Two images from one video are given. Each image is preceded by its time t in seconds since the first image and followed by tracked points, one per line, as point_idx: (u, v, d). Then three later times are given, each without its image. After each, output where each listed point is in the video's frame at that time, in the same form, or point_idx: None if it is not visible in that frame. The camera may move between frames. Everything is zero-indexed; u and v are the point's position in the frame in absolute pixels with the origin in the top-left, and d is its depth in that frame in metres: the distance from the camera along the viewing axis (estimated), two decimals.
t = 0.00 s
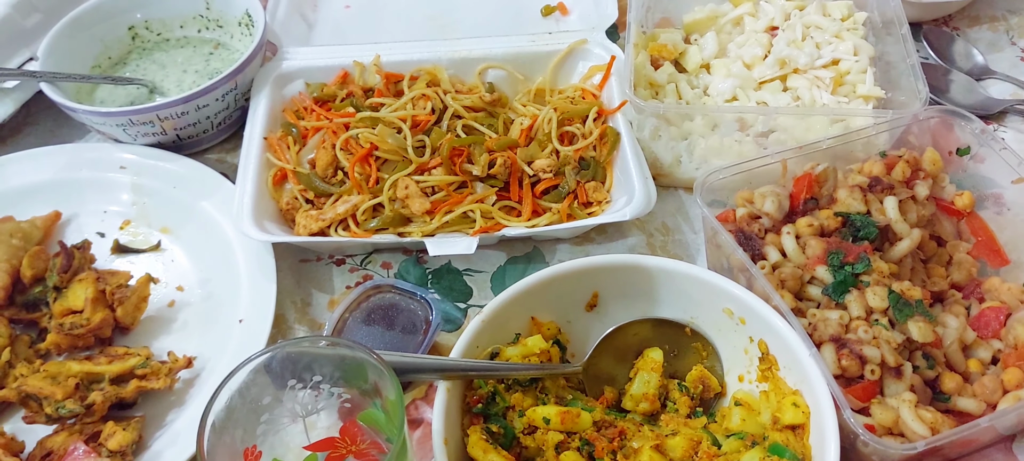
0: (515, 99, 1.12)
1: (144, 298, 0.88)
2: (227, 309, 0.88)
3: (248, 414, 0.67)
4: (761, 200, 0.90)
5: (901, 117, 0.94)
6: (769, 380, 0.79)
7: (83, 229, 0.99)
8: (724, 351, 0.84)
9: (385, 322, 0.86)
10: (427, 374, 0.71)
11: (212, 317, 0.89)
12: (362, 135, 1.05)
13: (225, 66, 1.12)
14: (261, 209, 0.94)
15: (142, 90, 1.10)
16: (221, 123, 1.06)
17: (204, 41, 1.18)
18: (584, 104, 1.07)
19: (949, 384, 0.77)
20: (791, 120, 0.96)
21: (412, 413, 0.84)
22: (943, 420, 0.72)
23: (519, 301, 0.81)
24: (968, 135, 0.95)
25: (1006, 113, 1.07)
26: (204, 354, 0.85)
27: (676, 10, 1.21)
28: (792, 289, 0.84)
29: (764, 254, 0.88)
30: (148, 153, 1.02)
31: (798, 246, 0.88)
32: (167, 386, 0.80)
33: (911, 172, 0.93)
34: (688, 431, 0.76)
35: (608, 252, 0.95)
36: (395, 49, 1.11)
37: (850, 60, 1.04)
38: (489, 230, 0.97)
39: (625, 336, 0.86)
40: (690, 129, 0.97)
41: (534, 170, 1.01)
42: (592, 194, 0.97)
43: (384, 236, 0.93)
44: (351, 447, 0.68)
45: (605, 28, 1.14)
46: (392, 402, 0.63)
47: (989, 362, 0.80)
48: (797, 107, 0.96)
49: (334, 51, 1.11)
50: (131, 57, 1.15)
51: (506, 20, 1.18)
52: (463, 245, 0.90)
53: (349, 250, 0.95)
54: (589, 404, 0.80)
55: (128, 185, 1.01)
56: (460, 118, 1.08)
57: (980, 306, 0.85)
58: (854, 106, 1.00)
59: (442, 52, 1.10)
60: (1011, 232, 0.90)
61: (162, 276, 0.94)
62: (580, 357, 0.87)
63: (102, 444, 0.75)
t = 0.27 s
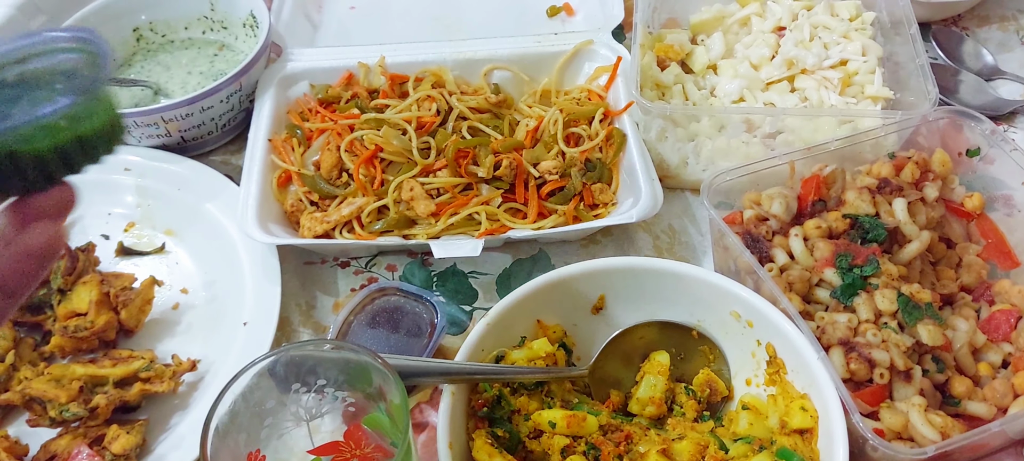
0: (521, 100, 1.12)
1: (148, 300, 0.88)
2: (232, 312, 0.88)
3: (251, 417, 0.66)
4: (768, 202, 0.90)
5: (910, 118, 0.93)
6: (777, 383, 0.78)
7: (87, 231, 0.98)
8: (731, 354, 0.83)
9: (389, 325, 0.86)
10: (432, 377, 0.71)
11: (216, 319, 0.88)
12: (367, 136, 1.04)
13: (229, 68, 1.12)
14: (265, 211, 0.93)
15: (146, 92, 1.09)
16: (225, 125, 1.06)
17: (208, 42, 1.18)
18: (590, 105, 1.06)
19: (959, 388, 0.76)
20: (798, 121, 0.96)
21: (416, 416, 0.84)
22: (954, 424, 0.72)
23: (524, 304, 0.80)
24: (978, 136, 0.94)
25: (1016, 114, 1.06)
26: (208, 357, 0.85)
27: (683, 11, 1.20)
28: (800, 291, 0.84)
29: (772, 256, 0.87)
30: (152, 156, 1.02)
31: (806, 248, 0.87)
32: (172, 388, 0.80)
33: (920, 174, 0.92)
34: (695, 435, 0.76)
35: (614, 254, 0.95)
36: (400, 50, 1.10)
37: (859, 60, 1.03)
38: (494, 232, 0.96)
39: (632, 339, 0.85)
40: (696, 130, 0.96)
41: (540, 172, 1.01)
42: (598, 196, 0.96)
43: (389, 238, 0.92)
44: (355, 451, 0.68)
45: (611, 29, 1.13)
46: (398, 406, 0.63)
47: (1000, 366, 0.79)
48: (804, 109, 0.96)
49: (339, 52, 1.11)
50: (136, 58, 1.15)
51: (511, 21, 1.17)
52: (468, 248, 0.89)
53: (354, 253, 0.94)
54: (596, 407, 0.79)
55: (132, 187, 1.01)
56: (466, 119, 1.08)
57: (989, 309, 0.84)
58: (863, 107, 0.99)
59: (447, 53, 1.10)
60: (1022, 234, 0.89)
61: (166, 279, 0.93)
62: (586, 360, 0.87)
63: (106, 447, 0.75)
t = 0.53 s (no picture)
0: (539, 100, 1.11)
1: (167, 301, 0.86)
2: (250, 313, 0.86)
3: (275, 423, 0.65)
4: (795, 202, 0.88)
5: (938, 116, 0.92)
6: (807, 387, 0.76)
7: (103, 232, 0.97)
8: (758, 357, 0.82)
9: (410, 327, 0.85)
10: (457, 381, 0.69)
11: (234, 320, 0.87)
12: (386, 136, 1.03)
13: (244, 67, 1.11)
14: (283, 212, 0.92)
15: (161, 92, 1.08)
16: (241, 125, 1.05)
17: (223, 42, 1.17)
18: (610, 104, 1.05)
19: (993, 392, 0.74)
20: (823, 119, 0.94)
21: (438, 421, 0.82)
22: (990, 430, 0.70)
23: (548, 306, 0.79)
24: (1007, 135, 0.93)
25: None
26: (228, 359, 0.83)
27: (702, 8, 1.18)
28: (829, 294, 0.82)
29: (799, 257, 0.85)
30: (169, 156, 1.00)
31: (835, 249, 0.85)
32: (192, 391, 0.78)
33: (949, 173, 0.90)
34: (724, 440, 0.74)
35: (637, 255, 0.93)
36: (416, 49, 1.09)
37: (883, 58, 1.01)
38: (514, 233, 0.95)
39: (656, 342, 0.84)
40: (718, 129, 0.95)
41: (560, 173, 1.00)
42: (620, 196, 0.95)
43: (409, 240, 0.91)
44: (381, 455, 0.66)
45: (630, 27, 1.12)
46: (423, 409, 0.63)
47: None
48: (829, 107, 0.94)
49: (355, 51, 1.10)
50: (151, 58, 1.14)
51: (528, 19, 1.16)
52: (489, 249, 0.88)
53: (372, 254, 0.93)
54: (621, 411, 0.78)
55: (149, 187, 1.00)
56: (484, 119, 1.06)
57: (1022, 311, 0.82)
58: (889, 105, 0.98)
59: (465, 52, 1.08)
60: None
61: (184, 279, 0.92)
62: (609, 364, 0.85)
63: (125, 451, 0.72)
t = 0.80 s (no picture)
0: (544, 101, 1.09)
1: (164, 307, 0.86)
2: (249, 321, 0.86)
3: (276, 432, 0.63)
4: (805, 206, 0.87)
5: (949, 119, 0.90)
6: (817, 394, 0.75)
7: (101, 235, 0.96)
8: (768, 363, 0.80)
9: (412, 332, 0.82)
10: (463, 389, 0.68)
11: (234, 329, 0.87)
12: (388, 138, 1.02)
13: (244, 67, 1.09)
14: (284, 215, 0.90)
15: (159, 92, 1.07)
16: (241, 126, 1.03)
17: (222, 41, 1.15)
18: (616, 105, 1.03)
19: (1006, 399, 0.73)
20: (832, 122, 0.93)
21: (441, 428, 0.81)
22: (1005, 438, 0.68)
23: (554, 312, 0.77)
24: (1015, 137, 0.92)
25: None
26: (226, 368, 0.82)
27: (708, 8, 1.17)
28: (840, 299, 0.81)
29: (809, 262, 0.84)
30: (167, 158, 0.99)
31: (845, 253, 0.84)
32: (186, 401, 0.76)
33: (960, 175, 0.88)
34: (733, 447, 0.73)
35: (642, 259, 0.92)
36: (419, 48, 1.07)
37: (892, 58, 1.00)
38: (519, 237, 0.94)
39: (664, 347, 0.82)
40: (724, 131, 0.93)
41: (566, 175, 0.98)
42: (626, 199, 0.94)
43: (412, 243, 0.89)
44: None
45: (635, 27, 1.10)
46: (427, 416, 0.62)
47: None
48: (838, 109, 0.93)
49: (357, 51, 1.08)
50: (148, 58, 1.12)
51: (532, 19, 1.14)
52: (494, 253, 0.87)
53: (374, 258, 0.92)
54: (628, 419, 0.77)
55: (147, 190, 0.98)
56: (488, 120, 1.05)
57: None
58: (898, 107, 0.97)
59: (468, 51, 1.07)
60: None
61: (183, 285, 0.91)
62: (615, 370, 0.84)
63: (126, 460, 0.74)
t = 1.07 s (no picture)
0: (542, 96, 1.09)
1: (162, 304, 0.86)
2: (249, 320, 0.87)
3: (273, 428, 0.62)
4: (804, 201, 0.86)
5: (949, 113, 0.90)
6: (816, 389, 0.75)
7: (99, 232, 0.95)
8: (767, 358, 0.80)
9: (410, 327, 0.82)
10: (461, 384, 0.68)
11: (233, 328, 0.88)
12: (386, 134, 1.01)
13: (241, 63, 1.09)
14: (282, 212, 0.90)
15: (156, 88, 1.06)
16: (239, 122, 1.03)
17: (220, 37, 1.14)
18: (615, 100, 1.03)
19: (1007, 394, 0.73)
20: (832, 116, 0.93)
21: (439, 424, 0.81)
22: (1005, 433, 0.68)
23: (552, 307, 0.77)
24: (1015, 131, 0.91)
25: None
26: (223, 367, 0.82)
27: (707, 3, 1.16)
28: (840, 294, 0.81)
29: (809, 256, 0.84)
30: (164, 154, 0.99)
31: (845, 248, 0.84)
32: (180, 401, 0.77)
33: (960, 170, 0.88)
34: (732, 443, 0.72)
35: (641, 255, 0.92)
36: (417, 44, 1.07)
37: (892, 53, 1.00)
38: (518, 232, 0.93)
39: (663, 343, 0.82)
40: (723, 126, 0.93)
41: (564, 171, 0.98)
42: (625, 194, 0.94)
43: (409, 239, 0.89)
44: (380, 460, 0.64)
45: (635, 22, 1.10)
46: (426, 413, 0.61)
47: None
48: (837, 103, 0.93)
49: (355, 46, 1.07)
50: (146, 53, 1.12)
51: (531, 15, 1.14)
52: (493, 248, 0.86)
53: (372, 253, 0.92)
54: (627, 414, 0.76)
55: (144, 186, 0.98)
56: (486, 116, 1.05)
57: None
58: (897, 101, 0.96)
59: (466, 46, 1.06)
60: None
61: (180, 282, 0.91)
62: (614, 365, 0.84)
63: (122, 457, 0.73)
